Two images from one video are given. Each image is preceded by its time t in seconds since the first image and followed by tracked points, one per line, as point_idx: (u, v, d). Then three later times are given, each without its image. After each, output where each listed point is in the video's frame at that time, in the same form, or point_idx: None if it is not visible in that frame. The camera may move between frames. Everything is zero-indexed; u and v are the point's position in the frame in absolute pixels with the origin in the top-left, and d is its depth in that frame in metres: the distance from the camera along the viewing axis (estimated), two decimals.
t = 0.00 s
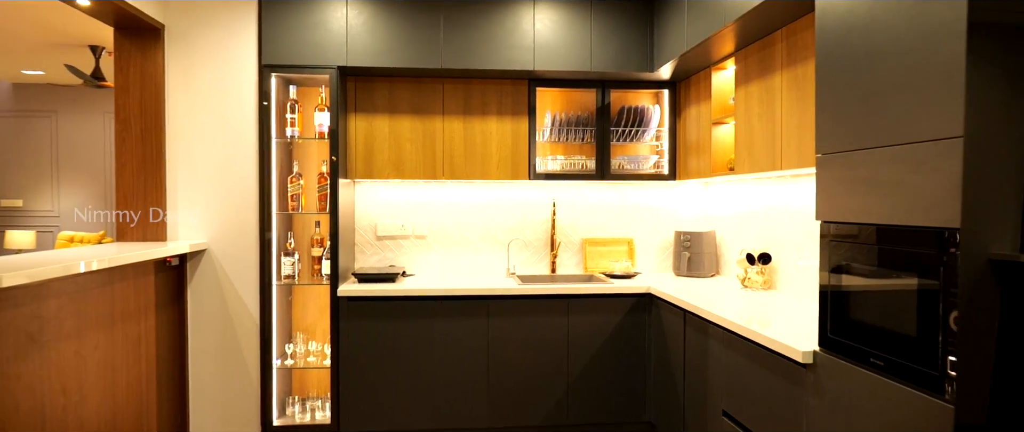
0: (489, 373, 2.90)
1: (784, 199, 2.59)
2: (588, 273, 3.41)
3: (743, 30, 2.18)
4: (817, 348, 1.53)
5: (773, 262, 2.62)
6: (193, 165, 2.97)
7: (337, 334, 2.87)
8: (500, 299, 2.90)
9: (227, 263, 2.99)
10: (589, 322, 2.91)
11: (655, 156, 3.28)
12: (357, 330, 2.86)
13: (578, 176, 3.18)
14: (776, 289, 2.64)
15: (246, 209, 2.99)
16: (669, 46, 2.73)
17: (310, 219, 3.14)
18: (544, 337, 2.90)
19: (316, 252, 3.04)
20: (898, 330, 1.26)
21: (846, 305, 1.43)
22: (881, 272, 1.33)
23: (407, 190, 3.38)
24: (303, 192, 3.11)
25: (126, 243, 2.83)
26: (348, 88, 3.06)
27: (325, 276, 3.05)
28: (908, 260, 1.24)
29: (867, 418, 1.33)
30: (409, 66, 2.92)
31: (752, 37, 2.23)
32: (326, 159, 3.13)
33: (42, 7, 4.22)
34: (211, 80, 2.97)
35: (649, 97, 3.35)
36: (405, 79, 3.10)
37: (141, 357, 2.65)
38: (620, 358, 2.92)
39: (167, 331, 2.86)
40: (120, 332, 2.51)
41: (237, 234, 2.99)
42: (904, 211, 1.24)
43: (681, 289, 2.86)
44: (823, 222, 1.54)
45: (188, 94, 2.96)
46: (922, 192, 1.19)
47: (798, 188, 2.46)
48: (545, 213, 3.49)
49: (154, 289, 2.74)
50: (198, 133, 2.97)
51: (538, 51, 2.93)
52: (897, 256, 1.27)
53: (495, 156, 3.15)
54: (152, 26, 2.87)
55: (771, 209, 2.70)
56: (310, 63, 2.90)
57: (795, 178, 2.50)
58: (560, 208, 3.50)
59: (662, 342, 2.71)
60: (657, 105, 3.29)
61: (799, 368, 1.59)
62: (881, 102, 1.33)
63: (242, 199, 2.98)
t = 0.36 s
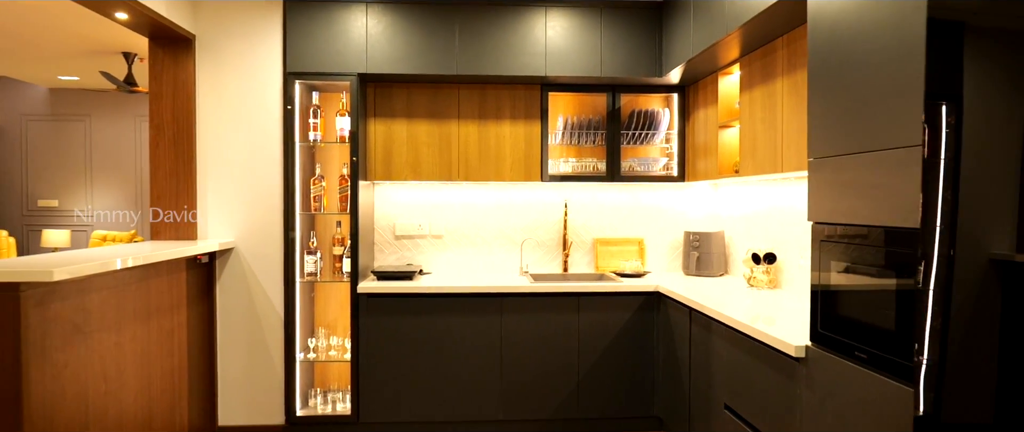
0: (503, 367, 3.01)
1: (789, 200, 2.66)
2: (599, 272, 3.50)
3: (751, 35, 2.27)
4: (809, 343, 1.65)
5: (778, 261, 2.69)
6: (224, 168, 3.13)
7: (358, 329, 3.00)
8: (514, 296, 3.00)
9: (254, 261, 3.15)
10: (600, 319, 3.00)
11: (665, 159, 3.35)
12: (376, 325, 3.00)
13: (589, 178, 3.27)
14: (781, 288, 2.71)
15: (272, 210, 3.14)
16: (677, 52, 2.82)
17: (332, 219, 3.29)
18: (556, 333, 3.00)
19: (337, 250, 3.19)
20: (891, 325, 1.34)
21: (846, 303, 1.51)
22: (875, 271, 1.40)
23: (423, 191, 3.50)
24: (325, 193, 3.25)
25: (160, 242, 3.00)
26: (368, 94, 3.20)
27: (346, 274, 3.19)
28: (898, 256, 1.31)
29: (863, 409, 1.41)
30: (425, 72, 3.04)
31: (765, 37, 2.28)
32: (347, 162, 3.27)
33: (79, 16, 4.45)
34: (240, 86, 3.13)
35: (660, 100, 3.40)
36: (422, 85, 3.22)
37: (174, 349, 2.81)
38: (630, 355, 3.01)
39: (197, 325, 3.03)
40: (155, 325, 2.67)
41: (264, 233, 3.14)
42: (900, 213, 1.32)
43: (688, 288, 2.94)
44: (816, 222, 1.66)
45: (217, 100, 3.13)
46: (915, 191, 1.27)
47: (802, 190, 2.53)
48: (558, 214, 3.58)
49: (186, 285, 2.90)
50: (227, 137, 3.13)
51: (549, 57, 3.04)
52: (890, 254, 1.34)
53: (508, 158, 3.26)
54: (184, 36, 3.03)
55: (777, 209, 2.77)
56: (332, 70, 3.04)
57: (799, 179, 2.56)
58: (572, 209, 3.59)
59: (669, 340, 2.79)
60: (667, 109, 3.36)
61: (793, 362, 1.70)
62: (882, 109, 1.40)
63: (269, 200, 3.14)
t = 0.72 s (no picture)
0: (516, 363, 3.12)
1: (794, 203, 2.72)
2: (610, 272, 3.58)
3: (758, 42, 2.35)
4: (806, 339, 1.76)
5: (783, 262, 2.78)
6: (249, 171, 3.27)
7: (377, 326, 3.12)
8: (527, 295, 3.10)
9: (278, 260, 3.29)
10: (611, 318, 3.09)
11: (674, 161, 3.43)
12: (394, 322, 3.12)
13: (600, 181, 3.36)
14: (787, 288, 2.79)
15: (296, 211, 3.28)
16: (686, 58, 2.90)
17: (351, 220, 3.43)
18: (567, 331, 3.10)
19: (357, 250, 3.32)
20: (886, 322, 1.42)
21: (844, 301, 1.60)
22: (871, 272, 1.49)
23: (439, 193, 3.61)
24: (345, 195, 3.39)
25: (189, 241, 3.15)
26: (386, 99, 3.33)
27: (365, 272, 3.32)
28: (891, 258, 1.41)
29: (861, 403, 1.49)
30: (441, 79, 3.16)
31: (773, 43, 2.34)
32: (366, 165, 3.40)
33: (110, 24, 4.65)
34: (264, 93, 3.27)
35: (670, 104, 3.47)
36: (438, 91, 3.34)
37: (203, 344, 2.96)
38: (639, 353, 3.10)
39: (224, 321, 3.18)
40: (186, 321, 2.82)
41: (288, 234, 3.29)
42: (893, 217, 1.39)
43: (696, 287, 3.03)
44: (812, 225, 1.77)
45: (242, 106, 3.27)
46: (917, 193, 1.35)
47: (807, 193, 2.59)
48: (569, 215, 3.68)
49: (213, 282, 3.05)
50: (252, 141, 3.27)
51: (561, 64, 3.14)
52: (886, 256, 1.43)
53: (521, 162, 3.36)
54: (211, 46, 3.18)
55: (783, 211, 2.83)
56: (352, 77, 3.17)
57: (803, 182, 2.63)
58: (583, 210, 3.68)
59: (678, 338, 2.87)
60: (676, 113, 3.44)
61: (791, 357, 1.81)
62: (878, 117, 1.48)
63: (291, 202, 3.28)
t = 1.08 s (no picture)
0: (529, 358, 3.24)
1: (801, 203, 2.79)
2: (621, 271, 3.68)
3: (763, 48, 2.46)
4: (806, 332, 1.87)
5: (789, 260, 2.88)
6: (274, 172, 3.42)
7: (395, 321, 3.25)
8: (540, 292, 3.22)
9: (301, 258, 3.44)
10: (621, 314, 3.20)
11: (683, 163, 3.53)
12: (413, 318, 3.24)
13: (610, 181, 3.46)
14: (793, 286, 2.89)
15: (318, 211, 3.43)
16: (694, 62, 3.00)
17: (371, 220, 3.56)
18: (579, 327, 3.21)
19: (376, 248, 3.46)
20: (882, 317, 1.50)
21: (842, 297, 1.68)
22: (865, 269, 1.58)
23: (455, 194, 3.73)
24: (364, 195, 3.53)
25: (217, 239, 3.31)
26: (404, 103, 3.47)
27: (384, 270, 3.46)
28: (894, 260, 1.46)
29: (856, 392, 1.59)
30: (457, 83, 3.28)
31: (778, 48, 2.44)
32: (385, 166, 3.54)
33: (138, 29, 4.83)
34: (288, 97, 3.42)
35: (680, 107, 3.56)
36: (454, 94, 3.47)
37: (231, 337, 3.11)
38: (648, 348, 3.20)
39: (250, 315, 3.33)
40: (216, 314, 2.97)
41: (311, 233, 3.43)
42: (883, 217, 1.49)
43: (705, 285, 3.12)
44: (812, 224, 1.86)
45: (268, 110, 3.42)
46: (919, 192, 1.44)
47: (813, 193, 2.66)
48: (581, 215, 3.78)
49: (240, 278, 3.19)
50: (277, 144, 3.42)
51: (573, 69, 3.25)
52: (884, 256, 1.50)
53: (534, 163, 3.47)
54: (238, 52, 3.33)
55: (790, 211, 2.91)
56: (372, 82, 3.30)
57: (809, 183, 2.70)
58: (595, 210, 3.78)
59: (687, 334, 2.97)
60: (685, 115, 3.53)
61: (791, 350, 1.91)
62: (873, 121, 1.57)
63: (314, 202, 3.42)
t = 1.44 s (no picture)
0: (542, 353, 3.36)
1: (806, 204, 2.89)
2: (631, 269, 3.79)
3: (768, 54, 2.56)
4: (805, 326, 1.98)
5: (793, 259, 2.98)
6: (298, 174, 3.58)
7: (413, 316, 3.39)
8: (553, 289, 3.34)
9: (324, 256, 3.59)
10: (631, 311, 3.31)
11: (692, 165, 3.64)
12: (430, 314, 3.38)
13: (621, 183, 3.57)
14: (798, 283, 2.99)
15: (339, 211, 3.58)
16: (703, 68, 3.12)
17: (389, 220, 3.71)
18: (591, 323, 3.33)
19: (395, 247, 3.61)
20: (869, 314, 1.52)
21: (836, 293, 1.79)
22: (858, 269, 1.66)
23: (471, 194, 3.86)
24: (384, 196, 3.68)
25: (244, 238, 3.47)
26: (422, 107, 3.61)
27: (402, 268, 3.60)
28: (887, 258, 1.43)
29: (850, 382, 1.69)
30: (473, 89, 3.42)
31: (782, 55, 2.55)
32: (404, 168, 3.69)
33: (166, 36, 5.03)
34: (311, 102, 3.57)
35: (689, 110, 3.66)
36: (470, 99, 3.61)
37: (257, 331, 3.27)
38: (658, 344, 3.31)
39: (275, 311, 3.48)
40: (245, 309, 3.12)
41: (332, 232, 3.58)
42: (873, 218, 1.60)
43: (712, 283, 3.22)
44: (811, 224, 1.97)
45: (292, 114, 3.58)
46: (917, 193, 1.29)
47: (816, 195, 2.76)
48: (593, 215, 3.89)
49: (266, 275, 3.35)
50: (301, 147, 3.58)
51: (585, 74, 3.38)
52: (876, 254, 1.50)
53: (547, 165, 3.60)
54: (264, 60, 3.49)
55: (796, 212, 3.00)
56: (391, 88, 3.45)
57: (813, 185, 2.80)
58: (606, 211, 3.89)
59: (695, 330, 3.07)
60: (694, 118, 3.64)
61: (791, 344, 2.02)
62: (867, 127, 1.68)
63: (335, 203, 3.58)
